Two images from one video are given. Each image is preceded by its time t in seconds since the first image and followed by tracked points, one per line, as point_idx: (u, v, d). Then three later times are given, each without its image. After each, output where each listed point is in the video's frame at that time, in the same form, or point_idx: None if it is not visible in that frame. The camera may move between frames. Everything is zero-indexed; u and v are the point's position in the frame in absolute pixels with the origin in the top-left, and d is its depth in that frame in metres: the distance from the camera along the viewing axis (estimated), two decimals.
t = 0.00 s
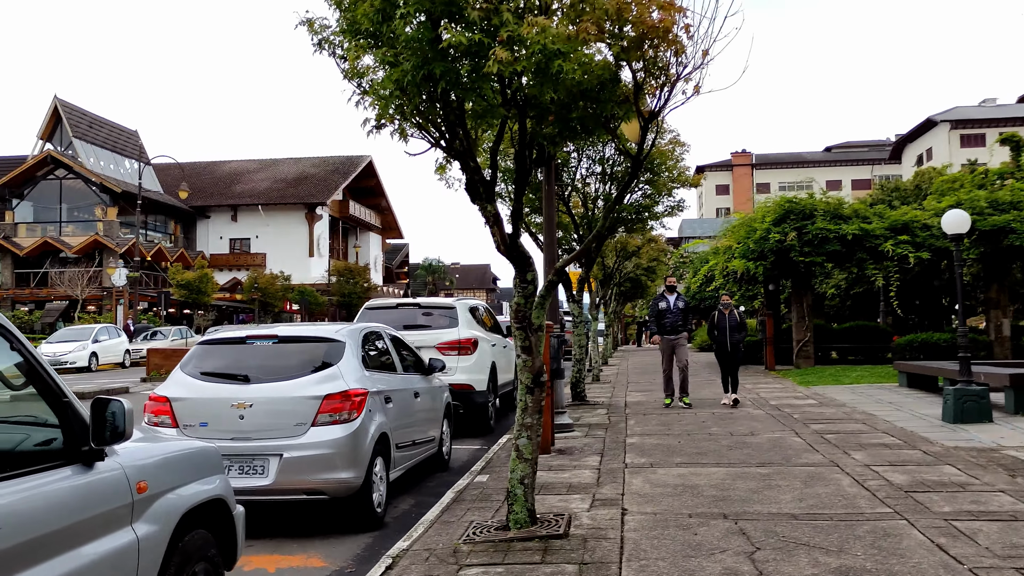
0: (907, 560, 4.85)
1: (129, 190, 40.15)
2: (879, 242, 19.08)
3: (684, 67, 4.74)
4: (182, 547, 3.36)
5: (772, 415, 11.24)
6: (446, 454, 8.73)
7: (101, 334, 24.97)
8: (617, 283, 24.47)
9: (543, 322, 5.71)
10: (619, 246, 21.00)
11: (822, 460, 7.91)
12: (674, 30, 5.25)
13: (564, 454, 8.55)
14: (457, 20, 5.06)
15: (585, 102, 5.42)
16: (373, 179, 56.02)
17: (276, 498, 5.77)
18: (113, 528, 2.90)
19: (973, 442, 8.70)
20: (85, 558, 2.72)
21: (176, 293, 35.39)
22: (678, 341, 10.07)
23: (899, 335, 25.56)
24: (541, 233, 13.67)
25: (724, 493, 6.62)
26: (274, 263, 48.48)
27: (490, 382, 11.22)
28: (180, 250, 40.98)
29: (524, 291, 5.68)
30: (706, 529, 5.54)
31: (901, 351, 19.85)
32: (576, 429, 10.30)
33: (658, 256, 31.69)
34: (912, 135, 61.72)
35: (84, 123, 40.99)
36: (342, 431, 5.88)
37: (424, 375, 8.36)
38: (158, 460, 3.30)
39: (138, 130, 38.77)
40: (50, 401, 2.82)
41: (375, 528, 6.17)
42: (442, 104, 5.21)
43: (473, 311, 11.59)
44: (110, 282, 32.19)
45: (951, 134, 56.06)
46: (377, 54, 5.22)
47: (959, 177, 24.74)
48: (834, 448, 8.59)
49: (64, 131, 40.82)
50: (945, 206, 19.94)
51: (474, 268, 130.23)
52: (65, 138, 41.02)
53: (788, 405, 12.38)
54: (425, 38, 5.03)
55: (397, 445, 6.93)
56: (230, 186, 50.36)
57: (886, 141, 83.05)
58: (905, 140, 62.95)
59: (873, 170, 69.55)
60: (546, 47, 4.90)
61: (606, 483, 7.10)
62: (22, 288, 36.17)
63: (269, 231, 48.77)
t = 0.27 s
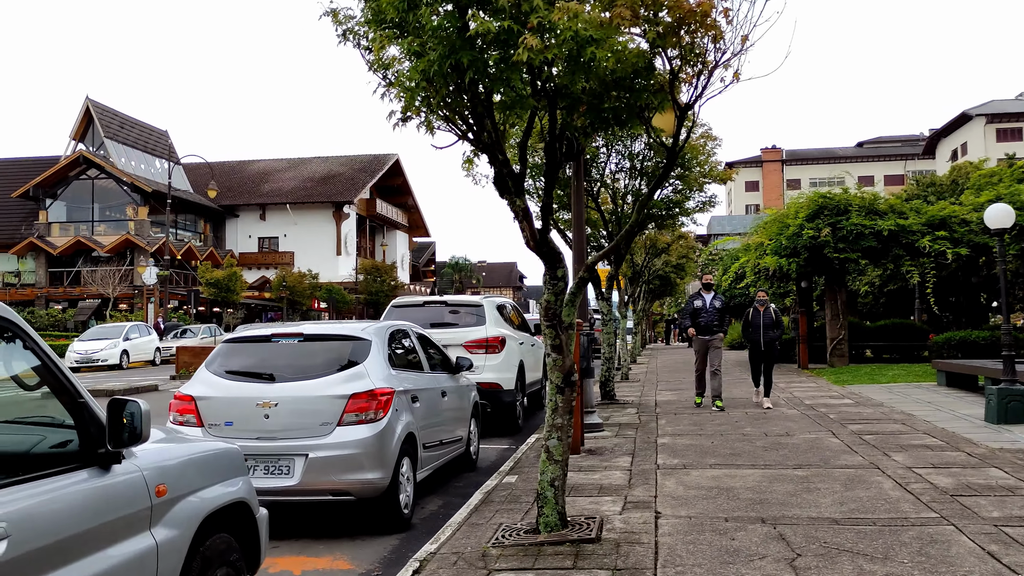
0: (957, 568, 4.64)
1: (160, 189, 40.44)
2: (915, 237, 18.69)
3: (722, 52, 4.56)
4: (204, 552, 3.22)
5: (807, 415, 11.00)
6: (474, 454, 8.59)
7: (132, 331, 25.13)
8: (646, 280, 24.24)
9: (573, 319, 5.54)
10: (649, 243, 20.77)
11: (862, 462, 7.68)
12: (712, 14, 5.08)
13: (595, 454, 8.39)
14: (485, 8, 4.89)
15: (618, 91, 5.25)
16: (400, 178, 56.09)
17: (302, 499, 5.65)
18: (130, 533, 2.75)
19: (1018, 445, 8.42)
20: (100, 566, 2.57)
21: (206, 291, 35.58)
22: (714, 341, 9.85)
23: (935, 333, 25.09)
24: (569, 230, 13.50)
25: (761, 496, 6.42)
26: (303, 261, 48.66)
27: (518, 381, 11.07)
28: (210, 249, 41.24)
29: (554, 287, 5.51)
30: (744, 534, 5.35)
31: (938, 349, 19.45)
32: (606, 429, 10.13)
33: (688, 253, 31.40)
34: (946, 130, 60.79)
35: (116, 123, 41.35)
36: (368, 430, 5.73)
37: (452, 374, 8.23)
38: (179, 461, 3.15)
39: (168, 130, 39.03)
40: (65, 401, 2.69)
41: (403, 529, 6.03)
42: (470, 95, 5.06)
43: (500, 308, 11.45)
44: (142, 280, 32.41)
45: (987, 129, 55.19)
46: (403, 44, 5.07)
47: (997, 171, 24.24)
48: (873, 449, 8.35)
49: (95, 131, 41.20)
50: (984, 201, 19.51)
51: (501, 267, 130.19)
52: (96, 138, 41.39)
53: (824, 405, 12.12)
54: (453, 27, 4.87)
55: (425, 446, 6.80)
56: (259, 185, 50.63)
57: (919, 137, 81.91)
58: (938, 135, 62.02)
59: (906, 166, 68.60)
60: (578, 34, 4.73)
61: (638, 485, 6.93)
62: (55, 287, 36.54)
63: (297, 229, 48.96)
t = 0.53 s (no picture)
0: None
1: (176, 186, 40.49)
2: (938, 233, 18.37)
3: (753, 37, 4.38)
4: (212, 561, 3.06)
5: (830, 414, 10.78)
6: (492, 454, 8.42)
7: (147, 328, 25.11)
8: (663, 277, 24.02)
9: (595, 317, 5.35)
10: (667, 239, 20.54)
11: (890, 464, 7.47)
12: None
13: (615, 454, 8.20)
14: None
15: (642, 78, 5.06)
16: (415, 174, 55.99)
17: (315, 501, 5.50)
18: (132, 543, 2.60)
19: None
20: None
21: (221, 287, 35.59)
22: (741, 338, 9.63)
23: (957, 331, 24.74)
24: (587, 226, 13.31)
25: (788, 499, 6.22)
26: (318, 258, 48.65)
27: (536, 379, 10.90)
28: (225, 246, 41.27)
29: (575, 283, 5.32)
30: (772, 539, 5.16)
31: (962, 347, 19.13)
32: (626, 428, 9.94)
33: (705, 250, 31.13)
34: (966, 125, 60.13)
35: (131, 120, 41.44)
36: (384, 431, 5.57)
37: (468, 372, 8.06)
38: (184, 467, 2.99)
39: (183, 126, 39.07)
40: (63, 403, 2.53)
41: (419, 532, 5.87)
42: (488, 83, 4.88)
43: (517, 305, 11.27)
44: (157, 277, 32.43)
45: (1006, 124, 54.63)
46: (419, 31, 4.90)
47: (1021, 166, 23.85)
48: (901, 450, 8.13)
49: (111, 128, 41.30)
50: (1008, 196, 19.15)
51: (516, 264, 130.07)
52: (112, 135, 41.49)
53: (847, 404, 11.88)
54: (471, 13, 4.69)
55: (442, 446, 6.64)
56: (274, 182, 50.65)
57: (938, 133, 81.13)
58: (957, 131, 61.39)
59: (924, 162, 67.93)
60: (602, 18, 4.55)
61: (661, 486, 6.74)
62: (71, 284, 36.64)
63: (313, 226, 48.94)
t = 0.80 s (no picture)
0: None
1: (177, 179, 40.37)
2: (946, 227, 18.18)
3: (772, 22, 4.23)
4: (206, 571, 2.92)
5: (839, 410, 10.63)
6: (497, 452, 8.29)
7: (148, 323, 25.01)
8: (667, 272, 23.86)
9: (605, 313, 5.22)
10: (672, 233, 20.39)
11: (903, 462, 7.31)
12: None
13: (622, 452, 8.06)
14: None
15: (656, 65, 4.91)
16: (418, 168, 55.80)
17: (317, 503, 5.40)
18: (121, 556, 2.46)
19: None
20: None
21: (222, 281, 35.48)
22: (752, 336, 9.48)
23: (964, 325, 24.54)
24: (592, 219, 13.17)
25: (801, 499, 6.08)
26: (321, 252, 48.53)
27: (541, 374, 10.77)
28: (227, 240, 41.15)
29: (583, 278, 5.18)
30: (787, 542, 5.01)
31: (969, 342, 18.96)
32: (632, 425, 9.81)
33: (709, 244, 30.95)
34: (970, 118, 59.84)
35: (132, 113, 41.31)
36: (387, 430, 5.46)
37: (473, 368, 7.92)
38: (177, 472, 2.86)
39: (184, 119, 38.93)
40: (44, 408, 2.40)
41: (423, 534, 5.76)
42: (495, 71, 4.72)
43: (522, 300, 11.13)
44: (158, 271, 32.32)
45: (1010, 117, 54.43)
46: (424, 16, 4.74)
47: None
48: (913, 447, 7.98)
49: (112, 121, 41.18)
50: (1015, 189, 18.94)
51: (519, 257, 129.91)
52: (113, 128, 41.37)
53: (855, 400, 11.73)
54: None
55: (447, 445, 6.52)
56: (276, 176, 50.50)
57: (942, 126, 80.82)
58: (961, 124, 61.11)
59: (928, 155, 67.65)
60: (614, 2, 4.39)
61: (670, 486, 6.60)
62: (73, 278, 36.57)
63: (315, 220, 48.80)
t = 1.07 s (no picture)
0: None
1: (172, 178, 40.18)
2: (944, 225, 18.09)
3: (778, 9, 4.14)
4: None
5: (840, 409, 10.53)
6: (495, 453, 8.20)
7: (142, 323, 24.86)
8: (665, 270, 23.75)
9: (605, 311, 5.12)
10: (671, 231, 20.28)
11: (906, 462, 7.21)
12: None
13: (621, 453, 7.97)
14: None
15: (658, 55, 4.82)
16: (414, 166, 55.63)
17: (311, 506, 5.33)
18: (104, 565, 2.43)
19: None
20: None
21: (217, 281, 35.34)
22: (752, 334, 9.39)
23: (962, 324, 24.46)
24: (591, 218, 13.05)
25: (804, 500, 5.97)
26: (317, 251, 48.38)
27: (539, 374, 10.67)
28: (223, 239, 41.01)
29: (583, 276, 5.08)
30: (791, 544, 4.91)
31: (968, 340, 18.86)
32: (632, 425, 9.71)
33: (707, 243, 30.85)
34: (965, 117, 59.84)
35: (126, 112, 41.14)
36: (383, 432, 5.41)
37: (471, 368, 7.82)
38: (158, 480, 2.86)
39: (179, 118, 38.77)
40: (14, 414, 2.29)
41: (419, 537, 5.67)
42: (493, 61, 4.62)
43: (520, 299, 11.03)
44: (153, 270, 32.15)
45: (1005, 116, 54.50)
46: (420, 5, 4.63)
47: None
48: (916, 446, 7.88)
49: (106, 120, 41.00)
50: (1013, 186, 18.84)
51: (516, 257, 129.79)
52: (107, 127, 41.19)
53: (855, 398, 11.63)
54: None
55: (444, 445, 6.44)
56: (272, 174, 50.33)
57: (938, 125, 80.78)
58: (956, 122, 61.16)
59: (924, 154, 67.63)
60: None
61: (670, 487, 6.49)
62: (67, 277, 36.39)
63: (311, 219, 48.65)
